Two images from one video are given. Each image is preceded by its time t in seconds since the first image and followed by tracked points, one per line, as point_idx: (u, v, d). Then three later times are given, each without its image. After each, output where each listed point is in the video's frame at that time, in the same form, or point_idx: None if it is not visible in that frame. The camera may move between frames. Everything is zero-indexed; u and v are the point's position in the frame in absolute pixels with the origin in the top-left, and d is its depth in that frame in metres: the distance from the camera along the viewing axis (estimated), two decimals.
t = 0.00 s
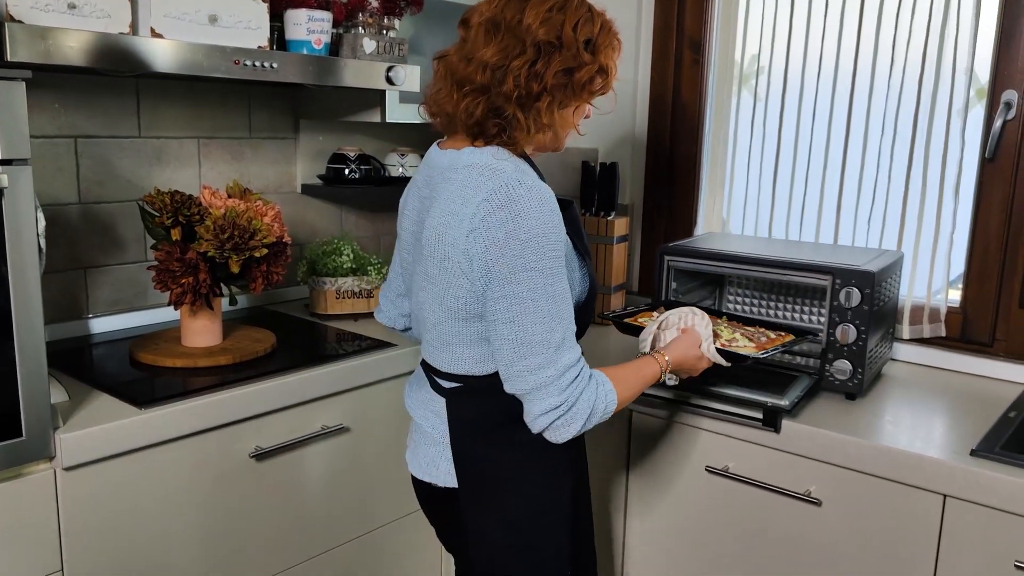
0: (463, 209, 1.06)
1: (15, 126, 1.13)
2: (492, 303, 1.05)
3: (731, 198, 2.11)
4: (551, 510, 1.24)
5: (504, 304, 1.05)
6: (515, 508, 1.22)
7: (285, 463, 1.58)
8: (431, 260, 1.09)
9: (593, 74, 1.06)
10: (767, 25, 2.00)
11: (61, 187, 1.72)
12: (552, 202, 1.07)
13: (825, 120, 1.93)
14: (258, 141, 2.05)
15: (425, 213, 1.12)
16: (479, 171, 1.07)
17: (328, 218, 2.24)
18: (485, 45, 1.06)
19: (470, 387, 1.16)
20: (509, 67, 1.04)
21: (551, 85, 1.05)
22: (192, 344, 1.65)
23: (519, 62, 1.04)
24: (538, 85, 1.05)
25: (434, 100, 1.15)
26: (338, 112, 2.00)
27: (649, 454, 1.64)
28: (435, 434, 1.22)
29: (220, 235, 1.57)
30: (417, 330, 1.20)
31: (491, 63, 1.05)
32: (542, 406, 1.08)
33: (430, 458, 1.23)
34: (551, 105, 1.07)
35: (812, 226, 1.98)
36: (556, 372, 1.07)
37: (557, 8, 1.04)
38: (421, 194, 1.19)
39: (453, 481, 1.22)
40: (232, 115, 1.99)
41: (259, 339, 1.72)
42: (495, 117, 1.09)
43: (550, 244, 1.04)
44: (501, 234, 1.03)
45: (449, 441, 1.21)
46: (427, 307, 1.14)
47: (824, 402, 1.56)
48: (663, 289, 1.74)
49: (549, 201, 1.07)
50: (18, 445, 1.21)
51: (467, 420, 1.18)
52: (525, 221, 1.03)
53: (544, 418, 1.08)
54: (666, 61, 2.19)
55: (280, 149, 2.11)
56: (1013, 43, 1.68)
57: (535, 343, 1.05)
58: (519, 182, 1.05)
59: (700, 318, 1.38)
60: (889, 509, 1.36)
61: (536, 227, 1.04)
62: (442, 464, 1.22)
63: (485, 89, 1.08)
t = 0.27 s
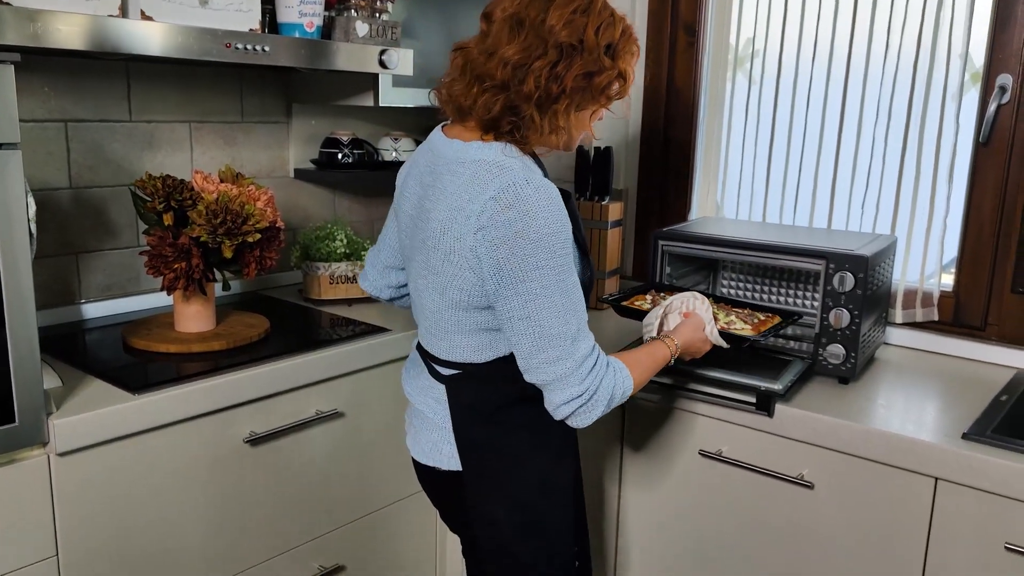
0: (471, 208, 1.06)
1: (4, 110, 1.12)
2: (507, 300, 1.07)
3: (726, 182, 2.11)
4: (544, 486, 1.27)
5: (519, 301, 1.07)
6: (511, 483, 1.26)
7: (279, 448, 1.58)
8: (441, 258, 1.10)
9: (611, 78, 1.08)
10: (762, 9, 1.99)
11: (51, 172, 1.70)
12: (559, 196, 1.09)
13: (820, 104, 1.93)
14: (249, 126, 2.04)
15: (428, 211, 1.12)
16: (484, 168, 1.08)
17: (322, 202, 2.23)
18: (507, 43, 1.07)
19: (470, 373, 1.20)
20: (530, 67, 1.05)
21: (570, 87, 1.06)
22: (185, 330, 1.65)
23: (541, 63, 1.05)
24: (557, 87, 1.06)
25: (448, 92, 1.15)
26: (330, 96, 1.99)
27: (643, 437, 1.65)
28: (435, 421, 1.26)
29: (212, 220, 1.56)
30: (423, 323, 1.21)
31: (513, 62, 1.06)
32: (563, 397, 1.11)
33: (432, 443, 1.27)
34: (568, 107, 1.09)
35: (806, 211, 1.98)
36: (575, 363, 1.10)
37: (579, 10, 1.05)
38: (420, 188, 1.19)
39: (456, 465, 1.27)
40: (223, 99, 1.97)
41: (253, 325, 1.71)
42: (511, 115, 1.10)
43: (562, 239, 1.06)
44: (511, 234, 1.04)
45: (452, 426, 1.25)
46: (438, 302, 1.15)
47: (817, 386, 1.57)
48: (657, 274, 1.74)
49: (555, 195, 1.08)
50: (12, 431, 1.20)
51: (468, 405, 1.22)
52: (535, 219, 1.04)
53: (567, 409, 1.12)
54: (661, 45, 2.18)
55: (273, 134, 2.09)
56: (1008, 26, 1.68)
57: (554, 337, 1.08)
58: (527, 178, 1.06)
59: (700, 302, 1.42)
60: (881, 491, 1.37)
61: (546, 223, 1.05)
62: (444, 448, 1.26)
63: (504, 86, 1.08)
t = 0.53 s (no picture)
0: (484, 202, 1.08)
1: None
2: (521, 292, 1.09)
3: (722, 169, 2.10)
4: (540, 468, 1.29)
5: (533, 292, 1.09)
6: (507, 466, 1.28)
7: (276, 435, 1.58)
8: (454, 250, 1.12)
9: (631, 83, 1.09)
10: None
11: (44, 158, 1.69)
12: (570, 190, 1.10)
13: (817, 91, 1.92)
14: (244, 111, 2.02)
15: (440, 203, 1.14)
16: (496, 162, 1.10)
17: (317, 189, 2.22)
18: (530, 44, 1.08)
19: (467, 354, 1.22)
20: (551, 70, 1.07)
21: (590, 91, 1.08)
22: (180, 317, 1.64)
23: (563, 67, 1.07)
24: (578, 91, 1.08)
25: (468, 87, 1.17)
26: (326, 82, 1.98)
27: (638, 423, 1.65)
28: (432, 403, 1.28)
29: (207, 206, 1.56)
30: (432, 313, 1.22)
31: (535, 65, 1.07)
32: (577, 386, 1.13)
33: (428, 425, 1.29)
34: (587, 109, 1.10)
35: (803, 198, 1.98)
36: (587, 353, 1.12)
37: (603, 13, 1.06)
38: (430, 179, 1.20)
39: (451, 446, 1.28)
40: (217, 85, 1.96)
41: (249, 312, 1.71)
42: (531, 115, 1.12)
43: (574, 232, 1.08)
44: (525, 228, 1.06)
45: (448, 409, 1.27)
46: (450, 292, 1.17)
47: (812, 373, 1.58)
48: (653, 260, 1.74)
49: (567, 189, 1.10)
50: (7, 419, 1.20)
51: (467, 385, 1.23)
52: (547, 213, 1.06)
53: (580, 397, 1.14)
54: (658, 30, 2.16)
55: (267, 120, 2.08)
56: (1006, 12, 1.67)
57: (567, 328, 1.10)
58: (539, 172, 1.08)
59: (711, 292, 1.44)
60: (875, 477, 1.38)
61: (558, 217, 1.07)
62: (440, 430, 1.28)
63: (525, 87, 1.10)
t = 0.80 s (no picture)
0: (497, 186, 1.09)
1: None
2: (533, 276, 1.10)
3: (720, 159, 2.10)
4: (539, 457, 1.29)
5: (544, 277, 1.10)
6: (504, 455, 1.28)
7: (273, 425, 1.58)
8: (466, 234, 1.13)
9: (643, 76, 1.11)
10: None
11: (39, 149, 1.69)
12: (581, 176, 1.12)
13: (815, 81, 1.92)
14: (240, 101, 2.01)
15: (452, 187, 1.14)
16: (508, 147, 1.10)
17: (314, 179, 2.21)
18: (546, 32, 1.09)
19: (473, 338, 1.22)
20: (566, 59, 1.08)
21: (603, 81, 1.09)
22: (177, 308, 1.64)
23: (578, 56, 1.07)
24: (591, 80, 1.09)
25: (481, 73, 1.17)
26: (322, 72, 1.97)
27: (636, 413, 1.66)
28: (437, 386, 1.28)
29: (203, 196, 1.55)
30: (439, 298, 1.23)
31: (550, 53, 1.08)
32: (586, 371, 1.15)
33: (432, 408, 1.29)
34: (599, 100, 1.11)
35: (800, 188, 1.98)
36: (597, 338, 1.13)
37: (618, 5, 1.07)
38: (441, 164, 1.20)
39: (455, 430, 1.29)
40: (213, 75, 1.95)
41: (246, 302, 1.71)
42: (544, 104, 1.13)
43: (585, 218, 1.09)
44: (537, 212, 1.07)
45: (452, 393, 1.27)
46: (460, 278, 1.17)
47: (810, 363, 1.58)
48: (650, 251, 1.74)
49: (577, 175, 1.11)
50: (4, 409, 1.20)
51: (469, 370, 1.24)
52: (559, 198, 1.07)
53: (589, 382, 1.16)
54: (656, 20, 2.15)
55: (264, 110, 2.07)
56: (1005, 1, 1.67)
57: (578, 312, 1.11)
58: (551, 158, 1.09)
59: (716, 283, 1.44)
60: (872, 466, 1.39)
61: (569, 201, 1.08)
62: (444, 413, 1.28)
63: (539, 75, 1.11)
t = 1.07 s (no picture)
0: (507, 181, 1.09)
1: None
2: (542, 271, 1.11)
3: (717, 155, 2.10)
4: (538, 453, 1.30)
5: (553, 271, 1.10)
6: (503, 451, 1.28)
7: (271, 421, 1.58)
8: (475, 229, 1.13)
9: (643, 69, 1.10)
10: None
11: (36, 145, 1.68)
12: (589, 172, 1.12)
13: (812, 77, 1.92)
14: (237, 98, 2.01)
15: (461, 182, 1.15)
16: (517, 142, 1.11)
17: (312, 176, 2.21)
18: (546, 27, 1.09)
19: (482, 333, 1.22)
20: (566, 53, 1.08)
21: (604, 75, 1.09)
22: (175, 304, 1.64)
23: (578, 50, 1.08)
24: (592, 74, 1.09)
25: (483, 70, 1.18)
26: (319, 68, 1.97)
27: (634, 409, 1.66)
28: (447, 381, 1.28)
29: (201, 193, 1.55)
30: (445, 293, 1.22)
31: (551, 47, 1.08)
32: (594, 364, 1.15)
33: (442, 405, 1.29)
34: (601, 93, 1.11)
35: (798, 184, 1.98)
36: (605, 331, 1.14)
37: None
38: (448, 160, 1.20)
39: (465, 425, 1.29)
40: (210, 71, 1.95)
41: (243, 298, 1.71)
42: (547, 98, 1.13)
43: (593, 212, 1.10)
44: (547, 207, 1.08)
45: (462, 388, 1.27)
46: (468, 273, 1.17)
47: (807, 359, 1.58)
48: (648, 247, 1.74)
49: (585, 170, 1.12)
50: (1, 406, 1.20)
51: (472, 364, 1.24)
52: (569, 193, 1.08)
53: (596, 375, 1.16)
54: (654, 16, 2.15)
55: (261, 106, 2.07)
56: None
57: (586, 306, 1.12)
58: (560, 153, 1.09)
59: (716, 279, 1.46)
60: (868, 462, 1.39)
61: (579, 196, 1.08)
62: (454, 409, 1.28)
63: (541, 69, 1.11)
